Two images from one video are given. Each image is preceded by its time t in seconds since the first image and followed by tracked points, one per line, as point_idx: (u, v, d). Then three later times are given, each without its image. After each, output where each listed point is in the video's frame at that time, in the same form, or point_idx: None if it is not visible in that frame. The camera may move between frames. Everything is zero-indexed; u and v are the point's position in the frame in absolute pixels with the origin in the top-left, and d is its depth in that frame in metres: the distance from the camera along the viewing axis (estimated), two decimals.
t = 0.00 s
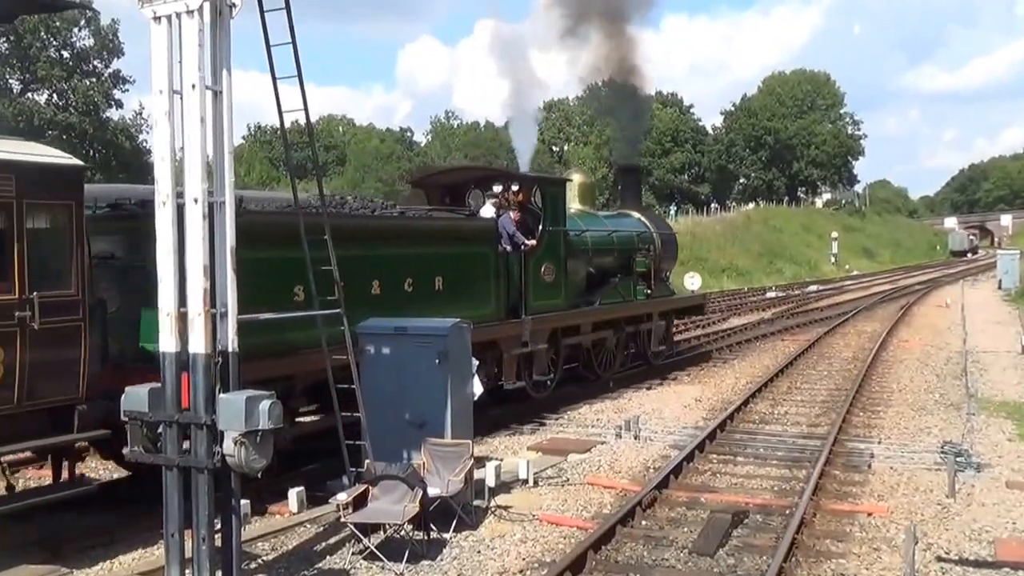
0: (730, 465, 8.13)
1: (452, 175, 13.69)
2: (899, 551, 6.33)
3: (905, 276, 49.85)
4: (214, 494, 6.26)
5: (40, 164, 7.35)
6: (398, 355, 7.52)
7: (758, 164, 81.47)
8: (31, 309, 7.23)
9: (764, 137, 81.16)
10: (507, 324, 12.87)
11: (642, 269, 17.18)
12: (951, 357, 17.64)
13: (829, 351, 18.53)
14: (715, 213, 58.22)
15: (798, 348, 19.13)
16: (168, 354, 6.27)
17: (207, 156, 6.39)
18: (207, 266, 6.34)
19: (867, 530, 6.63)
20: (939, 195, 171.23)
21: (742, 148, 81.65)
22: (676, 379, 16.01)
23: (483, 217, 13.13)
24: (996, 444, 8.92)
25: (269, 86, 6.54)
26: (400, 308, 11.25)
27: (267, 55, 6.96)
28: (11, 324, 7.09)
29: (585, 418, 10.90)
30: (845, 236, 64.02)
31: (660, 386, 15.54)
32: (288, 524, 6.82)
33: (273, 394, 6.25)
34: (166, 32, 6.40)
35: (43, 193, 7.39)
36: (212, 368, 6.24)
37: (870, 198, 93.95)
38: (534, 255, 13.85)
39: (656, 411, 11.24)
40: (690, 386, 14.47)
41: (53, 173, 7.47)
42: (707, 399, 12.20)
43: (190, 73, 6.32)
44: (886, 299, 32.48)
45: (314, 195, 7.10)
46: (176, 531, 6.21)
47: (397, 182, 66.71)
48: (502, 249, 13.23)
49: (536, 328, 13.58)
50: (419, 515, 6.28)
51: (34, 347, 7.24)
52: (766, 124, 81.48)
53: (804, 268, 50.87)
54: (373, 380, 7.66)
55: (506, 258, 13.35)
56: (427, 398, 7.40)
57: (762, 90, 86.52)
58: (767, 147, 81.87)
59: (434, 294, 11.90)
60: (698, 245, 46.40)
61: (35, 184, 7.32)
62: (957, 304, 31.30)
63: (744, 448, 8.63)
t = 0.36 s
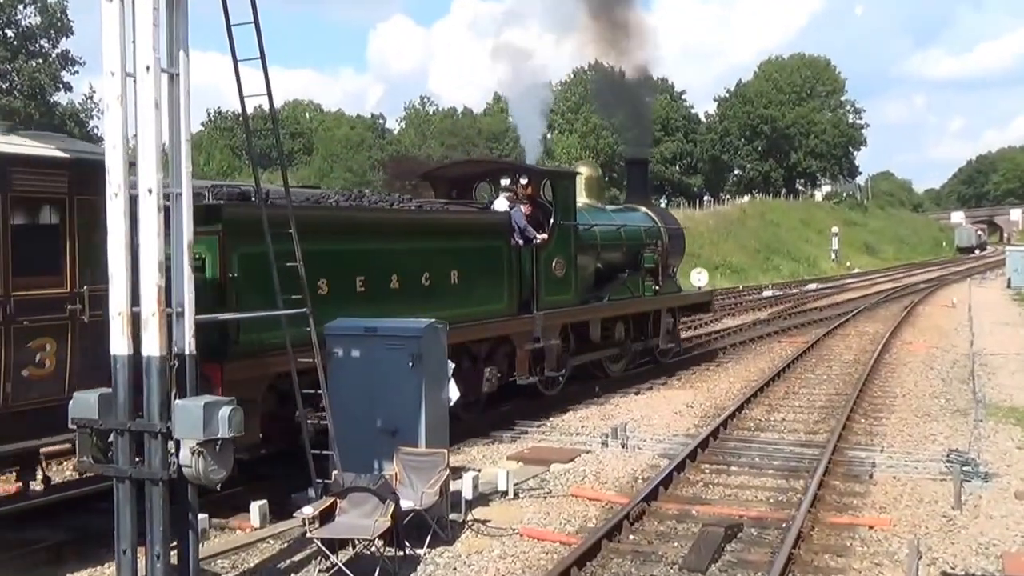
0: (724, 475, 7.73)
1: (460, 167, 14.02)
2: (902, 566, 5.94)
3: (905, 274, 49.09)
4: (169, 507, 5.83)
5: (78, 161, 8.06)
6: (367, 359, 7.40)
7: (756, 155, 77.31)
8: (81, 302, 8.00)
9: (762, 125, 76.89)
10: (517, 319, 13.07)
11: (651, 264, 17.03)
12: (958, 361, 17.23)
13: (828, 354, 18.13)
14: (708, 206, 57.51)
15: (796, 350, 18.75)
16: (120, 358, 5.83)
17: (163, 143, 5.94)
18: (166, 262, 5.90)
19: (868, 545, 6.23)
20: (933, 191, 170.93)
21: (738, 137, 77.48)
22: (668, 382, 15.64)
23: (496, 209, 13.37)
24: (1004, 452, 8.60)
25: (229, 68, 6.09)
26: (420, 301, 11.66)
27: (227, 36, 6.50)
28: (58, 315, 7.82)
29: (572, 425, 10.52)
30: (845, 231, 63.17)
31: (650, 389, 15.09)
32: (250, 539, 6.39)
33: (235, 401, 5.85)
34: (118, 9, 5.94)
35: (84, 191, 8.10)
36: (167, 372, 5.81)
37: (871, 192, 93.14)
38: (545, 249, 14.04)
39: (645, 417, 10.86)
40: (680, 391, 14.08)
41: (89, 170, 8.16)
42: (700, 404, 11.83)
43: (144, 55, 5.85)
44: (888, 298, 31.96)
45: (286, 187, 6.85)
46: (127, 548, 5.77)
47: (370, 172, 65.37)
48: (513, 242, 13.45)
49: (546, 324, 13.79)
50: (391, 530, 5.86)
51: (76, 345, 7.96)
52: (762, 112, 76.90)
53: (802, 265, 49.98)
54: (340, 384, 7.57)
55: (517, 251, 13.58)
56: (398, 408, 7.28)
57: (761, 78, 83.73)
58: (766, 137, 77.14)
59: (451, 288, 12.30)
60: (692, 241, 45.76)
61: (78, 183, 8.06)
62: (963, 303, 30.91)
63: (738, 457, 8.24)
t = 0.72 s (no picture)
0: (720, 488, 7.42)
1: (469, 161, 13.94)
2: None
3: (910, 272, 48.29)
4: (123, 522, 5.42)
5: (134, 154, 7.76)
6: (336, 363, 7.21)
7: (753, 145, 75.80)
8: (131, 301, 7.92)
9: (762, 112, 75.47)
10: (530, 315, 13.05)
11: (661, 260, 17.03)
12: (969, 366, 16.84)
13: (832, 358, 17.73)
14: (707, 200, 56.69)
15: (799, 353, 18.36)
16: (69, 362, 5.40)
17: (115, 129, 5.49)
18: (117, 257, 5.48)
19: (873, 563, 5.83)
20: (934, 186, 169.97)
21: (736, 125, 75.55)
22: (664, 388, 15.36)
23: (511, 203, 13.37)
24: (1019, 463, 8.37)
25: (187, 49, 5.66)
26: (438, 295, 11.76)
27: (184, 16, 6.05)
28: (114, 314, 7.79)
29: (563, 435, 10.21)
30: (849, 228, 62.34)
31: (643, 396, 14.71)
32: (210, 559, 6.09)
33: (193, 407, 5.45)
34: None
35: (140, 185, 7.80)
36: (120, 378, 5.38)
37: (876, 187, 92.10)
38: (558, 245, 13.98)
39: (636, 426, 10.56)
40: (674, 397, 13.76)
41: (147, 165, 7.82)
42: (694, 412, 11.54)
43: (96, 35, 5.41)
44: (895, 299, 31.40)
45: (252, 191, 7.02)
46: (79, 567, 5.38)
47: (341, 162, 62.78)
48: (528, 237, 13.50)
49: (562, 320, 13.70)
50: (361, 546, 5.47)
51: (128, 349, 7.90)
52: (761, 100, 75.74)
53: (805, 263, 49.21)
54: (305, 391, 7.37)
55: (531, 246, 13.58)
56: (371, 417, 7.10)
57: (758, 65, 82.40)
58: (764, 125, 75.64)
59: (468, 284, 12.33)
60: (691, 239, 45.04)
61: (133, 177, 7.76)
62: (975, 304, 30.62)
63: (735, 468, 7.93)
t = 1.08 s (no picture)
0: (717, 502, 7.44)
1: (482, 153, 14.20)
2: None
3: (915, 271, 47.45)
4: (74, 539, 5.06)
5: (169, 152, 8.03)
6: (301, 368, 7.08)
7: (755, 133, 72.26)
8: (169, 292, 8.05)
9: (762, 99, 71.32)
10: (547, 312, 13.36)
11: (674, 257, 17.11)
12: (988, 371, 16.66)
13: (836, 362, 17.45)
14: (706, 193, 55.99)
15: (802, 357, 18.08)
16: (14, 367, 5.02)
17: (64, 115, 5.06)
18: (67, 253, 5.07)
19: None
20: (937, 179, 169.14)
21: (733, 112, 72.59)
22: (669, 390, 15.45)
23: (525, 197, 13.54)
24: None
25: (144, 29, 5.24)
26: (457, 290, 12.09)
27: None
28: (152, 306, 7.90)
29: (554, 446, 10.24)
30: (853, 224, 61.50)
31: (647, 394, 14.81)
32: None
33: (150, 416, 5.08)
34: None
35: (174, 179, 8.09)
36: (69, 385, 4.98)
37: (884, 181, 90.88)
38: (572, 240, 14.16)
39: (629, 437, 10.54)
40: (669, 403, 13.68)
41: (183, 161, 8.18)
42: (689, 421, 11.63)
43: (42, 15, 4.98)
44: (906, 300, 30.82)
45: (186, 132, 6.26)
46: None
47: (308, 150, 61.27)
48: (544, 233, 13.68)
49: (577, 318, 14.03)
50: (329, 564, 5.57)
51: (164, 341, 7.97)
52: (762, 84, 71.42)
53: (807, 260, 48.44)
54: (270, 400, 7.26)
55: (547, 241, 13.79)
56: (341, 424, 6.97)
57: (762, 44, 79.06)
58: (766, 112, 71.86)
59: (489, 280, 12.66)
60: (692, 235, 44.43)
61: (167, 172, 8.02)
62: (992, 304, 30.30)
63: (731, 481, 8.04)
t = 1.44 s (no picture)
0: (713, 518, 7.64)
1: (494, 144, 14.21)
2: None
3: (925, 270, 46.68)
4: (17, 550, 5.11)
5: (208, 150, 8.19)
6: (265, 372, 7.05)
7: (755, 121, 71.06)
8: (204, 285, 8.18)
9: (762, 83, 69.85)
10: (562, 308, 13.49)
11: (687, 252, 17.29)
12: (1002, 375, 16.64)
13: (841, 366, 17.33)
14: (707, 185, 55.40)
15: (809, 359, 17.93)
16: None
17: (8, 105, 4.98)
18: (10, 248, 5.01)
19: None
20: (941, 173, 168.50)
21: (732, 98, 71.34)
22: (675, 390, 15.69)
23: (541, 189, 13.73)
24: None
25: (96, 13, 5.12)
26: (472, 285, 12.27)
27: None
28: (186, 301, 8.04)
29: (539, 458, 10.49)
30: (860, 221, 60.88)
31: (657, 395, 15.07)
32: None
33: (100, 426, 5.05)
34: None
35: (211, 174, 8.23)
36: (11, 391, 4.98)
37: (893, 172, 89.78)
38: (587, 235, 14.32)
39: (619, 449, 10.83)
40: (664, 411, 13.75)
41: (220, 157, 8.34)
42: (683, 431, 11.83)
43: None
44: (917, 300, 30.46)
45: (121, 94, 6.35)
46: None
47: (272, 140, 60.94)
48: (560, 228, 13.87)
49: (595, 313, 14.16)
50: None
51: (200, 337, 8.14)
52: (763, 67, 69.66)
53: (811, 259, 47.86)
54: (231, 408, 7.17)
55: (564, 236, 14.00)
56: (309, 432, 6.94)
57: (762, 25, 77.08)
58: (766, 97, 70.40)
59: (507, 274, 12.90)
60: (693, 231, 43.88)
61: (205, 166, 8.17)
62: (1008, 304, 30.05)
63: (730, 495, 8.21)
